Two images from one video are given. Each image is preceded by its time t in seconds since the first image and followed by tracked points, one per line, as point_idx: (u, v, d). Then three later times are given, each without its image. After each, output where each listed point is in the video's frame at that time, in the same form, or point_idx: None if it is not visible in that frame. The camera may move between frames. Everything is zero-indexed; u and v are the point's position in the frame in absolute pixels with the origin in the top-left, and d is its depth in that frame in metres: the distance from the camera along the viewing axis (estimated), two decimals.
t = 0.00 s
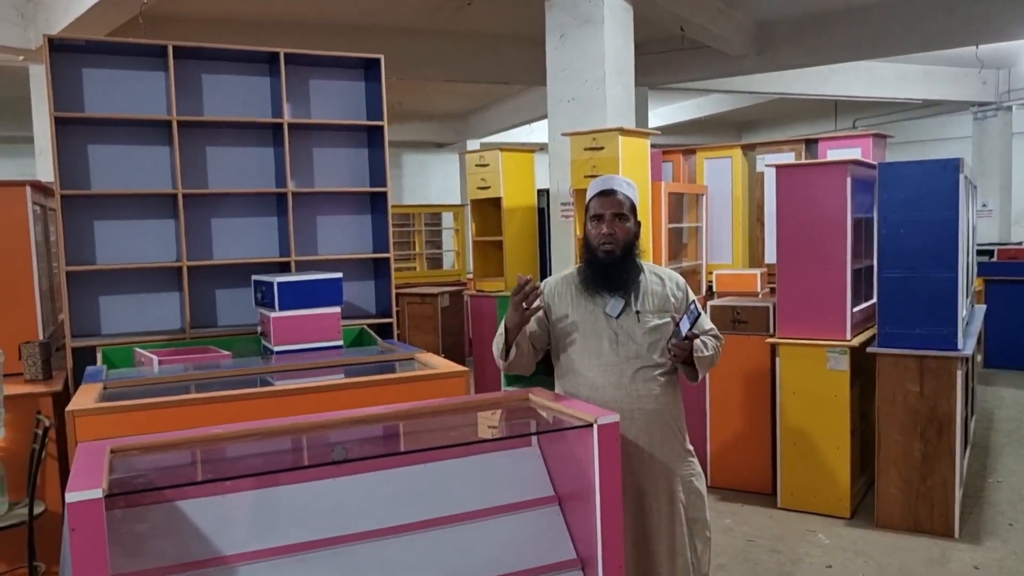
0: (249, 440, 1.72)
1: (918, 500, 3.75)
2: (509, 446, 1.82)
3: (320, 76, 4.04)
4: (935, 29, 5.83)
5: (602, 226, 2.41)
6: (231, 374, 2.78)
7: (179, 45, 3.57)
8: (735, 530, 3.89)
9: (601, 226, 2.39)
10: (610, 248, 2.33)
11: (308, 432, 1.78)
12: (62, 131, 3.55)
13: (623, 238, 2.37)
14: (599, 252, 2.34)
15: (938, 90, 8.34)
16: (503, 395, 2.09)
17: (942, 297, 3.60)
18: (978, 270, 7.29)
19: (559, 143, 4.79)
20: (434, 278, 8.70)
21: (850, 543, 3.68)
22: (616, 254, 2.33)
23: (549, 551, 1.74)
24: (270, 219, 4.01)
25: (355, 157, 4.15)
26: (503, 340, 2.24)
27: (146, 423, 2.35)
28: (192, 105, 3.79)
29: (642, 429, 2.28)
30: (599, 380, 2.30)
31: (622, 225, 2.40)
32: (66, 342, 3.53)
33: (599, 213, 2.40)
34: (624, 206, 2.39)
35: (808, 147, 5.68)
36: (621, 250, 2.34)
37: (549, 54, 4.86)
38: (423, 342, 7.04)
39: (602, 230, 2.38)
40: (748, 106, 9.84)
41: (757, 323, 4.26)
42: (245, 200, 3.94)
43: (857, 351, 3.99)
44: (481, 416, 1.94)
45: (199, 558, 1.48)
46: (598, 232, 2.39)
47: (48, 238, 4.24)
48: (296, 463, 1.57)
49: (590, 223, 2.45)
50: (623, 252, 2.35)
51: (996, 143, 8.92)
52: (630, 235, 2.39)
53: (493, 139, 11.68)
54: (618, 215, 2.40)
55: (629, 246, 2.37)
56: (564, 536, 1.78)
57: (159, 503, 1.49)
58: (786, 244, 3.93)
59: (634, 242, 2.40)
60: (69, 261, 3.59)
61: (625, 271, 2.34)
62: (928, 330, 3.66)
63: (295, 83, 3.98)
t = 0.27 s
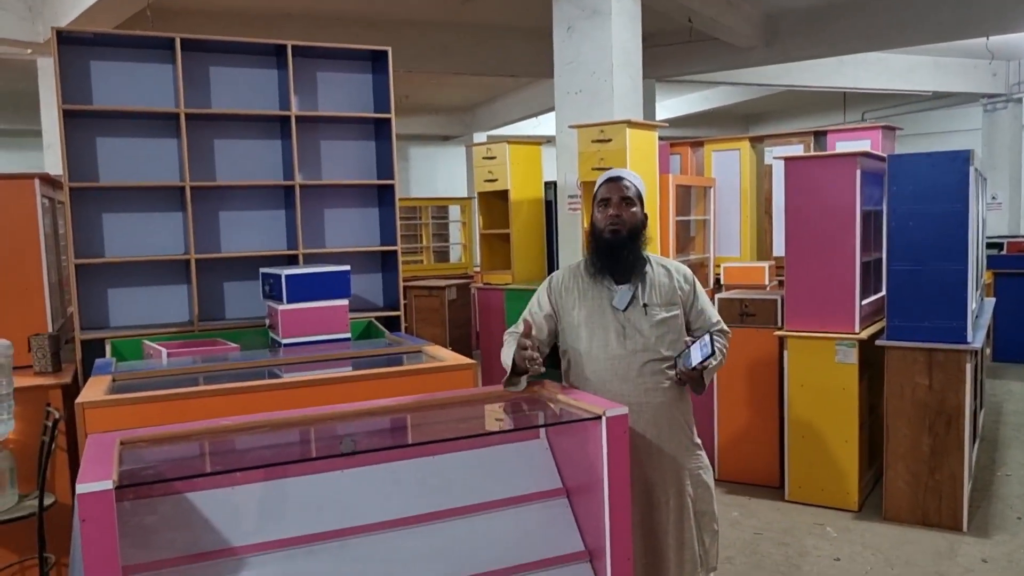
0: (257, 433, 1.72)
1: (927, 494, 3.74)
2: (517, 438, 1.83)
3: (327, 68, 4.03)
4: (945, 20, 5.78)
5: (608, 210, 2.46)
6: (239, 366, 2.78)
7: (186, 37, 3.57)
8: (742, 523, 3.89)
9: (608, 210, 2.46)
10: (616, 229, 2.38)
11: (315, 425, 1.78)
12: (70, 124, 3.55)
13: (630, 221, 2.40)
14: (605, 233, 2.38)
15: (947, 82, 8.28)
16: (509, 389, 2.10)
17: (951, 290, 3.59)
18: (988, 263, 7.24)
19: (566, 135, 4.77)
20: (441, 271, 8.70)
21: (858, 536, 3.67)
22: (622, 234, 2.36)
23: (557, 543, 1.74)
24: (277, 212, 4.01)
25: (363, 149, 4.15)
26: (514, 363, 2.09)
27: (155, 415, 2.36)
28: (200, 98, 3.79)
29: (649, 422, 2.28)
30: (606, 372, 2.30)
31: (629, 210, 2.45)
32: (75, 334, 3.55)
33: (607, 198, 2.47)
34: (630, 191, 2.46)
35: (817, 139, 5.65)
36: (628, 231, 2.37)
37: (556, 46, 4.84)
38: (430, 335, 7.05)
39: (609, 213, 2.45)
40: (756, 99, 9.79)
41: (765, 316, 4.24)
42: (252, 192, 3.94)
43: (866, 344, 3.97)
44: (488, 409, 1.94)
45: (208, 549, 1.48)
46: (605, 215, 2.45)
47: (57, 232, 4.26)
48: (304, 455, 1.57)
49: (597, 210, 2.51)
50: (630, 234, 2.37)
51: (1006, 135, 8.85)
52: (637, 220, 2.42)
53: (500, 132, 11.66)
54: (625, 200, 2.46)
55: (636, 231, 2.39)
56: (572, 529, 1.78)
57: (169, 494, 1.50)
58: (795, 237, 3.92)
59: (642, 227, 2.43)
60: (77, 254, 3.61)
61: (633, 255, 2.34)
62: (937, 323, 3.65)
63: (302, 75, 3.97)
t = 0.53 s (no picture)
0: (264, 424, 1.73)
1: (932, 486, 3.74)
2: (524, 430, 1.83)
3: (333, 60, 4.02)
4: (953, 11, 5.75)
5: (613, 203, 2.43)
6: (246, 358, 2.79)
7: (191, 29, 3.56)
8: (748, 514, 3.90)
9: (613, 203, 2.42)
10: (620, 222, 2.36)
11: (322, 416, 1.78)
12: (77, 115, 3.56)
13: (634, 214, 2.39)
14: (610, 226, 2.36)
15: (954, 73, 8.23)
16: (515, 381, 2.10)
17: (957, 283, 3.58)
18: (994, 255, 7.22)
19: (571, 127, 4.77)
20: (446, 262, 8.71)
21: (863, 528, 3.68)
22: (626, 227, 2.35)
23: (563, 534, 1.74)
24: (283, 203, 4.01)
25: (368, 141, 4.15)
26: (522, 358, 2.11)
27: (162, 406, 2.37)
28: (206, 90, 3.79)
29: (656, 413, 2.28)
30: (613, 364, 2.29)
31: (634, 203, 2.41)
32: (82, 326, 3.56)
33: (611, 190, 2.43)
34: (634, 183, 2.42)
35: (823, 131, 5.63)
36: (632, 224, 2.36)
37: (562, 38, 4.83)
38: (436, 327, 7.06)
39: (613, 206, 2.41)
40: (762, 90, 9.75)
41: (770, 308, 4.24)
42: (258, 184, 3.94)
43: (871, 336, 3.97)
44: (493, 400, 1.94)
45: (217, 539, 1.49)
46: (609, 208, 2.42)
47: (64, 224, 4.27)
48: (311, 446, 1.58)
49: (601, 202, 2.47)
50: (634, 228, 2.36)
51: (1013, 127, 8.81)
52: (642, 213, 2.40)
53: (504, 124, 11.64)
54: (629, 192, 2.42)
55: (640, 224, 2.38)
56: (579, 520, 1.78)
57: (177, 485, 1.50)
58: (801, 229, 3.91)
59: (646, 220, 2.41)
60: (84, 246, 3.62)
61: (636, 246, 2.34)
62: (943, 315, 3.64)
63: (307, 66, 3.97)
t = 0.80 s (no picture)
0: (269, 420, 1.73)
1: (937, 483, 3.74)
2: (529, 427, 1.83)
3: (337, 56, 4.02)
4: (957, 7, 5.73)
5: (616, 203, 2.41)
6: (250, 354, 2.79)
7: (196, 25, 3.56)
8: (752, 511, 3.90)
9: (616, 203, 2.40)
10: (624, 223, 2.34)
11: (325, 413, 1.78)
12: (81, 112, 3.55)
13: (638, 214, 2.37)
14: (613, 227, 2.35)
15: (958, 69, 8.21)
16: (519, 378, 2.10)
17: (962, 279, 3.58)
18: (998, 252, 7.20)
19: (575, 123, 4.76)
20: (449, 259, 8.71)
21: (867, 525, 3.67)
22: (630, 228, 2.33)
23: (569, 531, 1.74)
24: (287, 200, 4.00)
25: (372, 137, 4.14)
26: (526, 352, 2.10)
27: (167, 402, 2.37)
28: (210, 86, 3.79)
29: (662, 410, 2.28)
30: (619, 361, 2.29)
31: (637, 203, 2.40)
32: (86, 322, 3.56)
33: (614, 190, 2.41)
34: (638, 182, 2.39)
35: (828, 127, 5.62)
36: (636, 225, 2.34)
37: (566, 34, 4.82)
38: (439, 323, 7.06)
39: (616, 207, 2.39)
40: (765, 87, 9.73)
41: (775, 304, 4.23)
42: (262, 180, 3.94)
43: (876, 333, 3.96)
44: (497, 397, 1.94)
45: (223, 535, 1.49)
46: (613, 209, 2.40)
47: (69, 220, 4.28)
48: (315, 443, 1.58)
49: (605, 202, 2.45)
50: (638, 228, 2.34)
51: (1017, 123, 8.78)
52: (645, 212, 2.39)
53: (507, 120, 11.62)
54: (632, 192, 2.40)
55: (644, 223, 2.36)
56: (584, 516, 1.78)
57: (183, 481, 1.52)
58: (805, 226, 3.90)
59: (650, 219, 2.40)
60: (88, 242, 3.62)
61: (641, 249, 2.33)
62: (949, 312, 3.63)
63: (311, 62, 3.96)
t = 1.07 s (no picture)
0: (273, 418, 1.73)
1: (940, 480, 3.74)
2: (533, 424, 1.83)
3: (340, 53, 4.02)
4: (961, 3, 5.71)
5: (620, 202, 2.40)
6: (254, 352, 2.79)
7: (198, 22, 3.56)
8: (755, 508, 3.90)
9: (620, 204, 2.39)
10: (629, 225, 2.32)
11: (329, 410, 1.78)
12: (84, 109, 3.56)
13: (642, 214, 2.36)
14: (618, 229, 2.33)
15: (960, 66, 8.19)
16: (522, 375, 2.09)
17: (966, 276, 3.58)
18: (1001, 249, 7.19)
19: (578, 120, 4.76)
20: (451, 256, 8.71)
21: (870, 523, 3.68)
22: (636, 229, 2.32)
23: (573, 528, 1.74)
24: (290, 197, 4.00)
25: (375, 135, 4.14)
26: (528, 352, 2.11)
27: (170, 400, 2.37)
28: (213, 83, 3.78)
29: (666, 408, 2.28)
30: (623, 359, 2.29)
31: (642, 202, 2.39)
32: (90, 320, 3.57)
33: (618, 189, 2.39)
34: (642, 181, 2.38)
35: (831, 124, 5.61)
36: (641, 226, 2.32)
37: (568, 31, 4.82)
38: (441, 320, 7.06)
39: (620, 207, 2.38)
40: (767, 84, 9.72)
41: (778, 302, 4.23)
42: (265, 177, 3.93)
43: (880, 330, 3.96)
44: (500, 394, 1.94)
45: (228, 533, 1.49)
46: (617, 209, 2.39)
47: (72, 217, 4.28)
48: (319, 440, 1.58)
49: (609, 201, 2.44)
50: (643, 229, 2.33)
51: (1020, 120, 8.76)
52: (649, 211, 2.38)
53: (509, 117, 11.61)
54: (637, 191, 2.38)
55: (649, 223, 2.35)
56: (588, 514, 1.78)
57: (185, 478, 1.51)
58: (809, 223, 3.90)
59: (654, 218, 2.39)
60: (91, 240, 3.62)
61: (645, 250, 2.32)
62: (952, 309, 3.63)
63: (314, 59, 3.96)
